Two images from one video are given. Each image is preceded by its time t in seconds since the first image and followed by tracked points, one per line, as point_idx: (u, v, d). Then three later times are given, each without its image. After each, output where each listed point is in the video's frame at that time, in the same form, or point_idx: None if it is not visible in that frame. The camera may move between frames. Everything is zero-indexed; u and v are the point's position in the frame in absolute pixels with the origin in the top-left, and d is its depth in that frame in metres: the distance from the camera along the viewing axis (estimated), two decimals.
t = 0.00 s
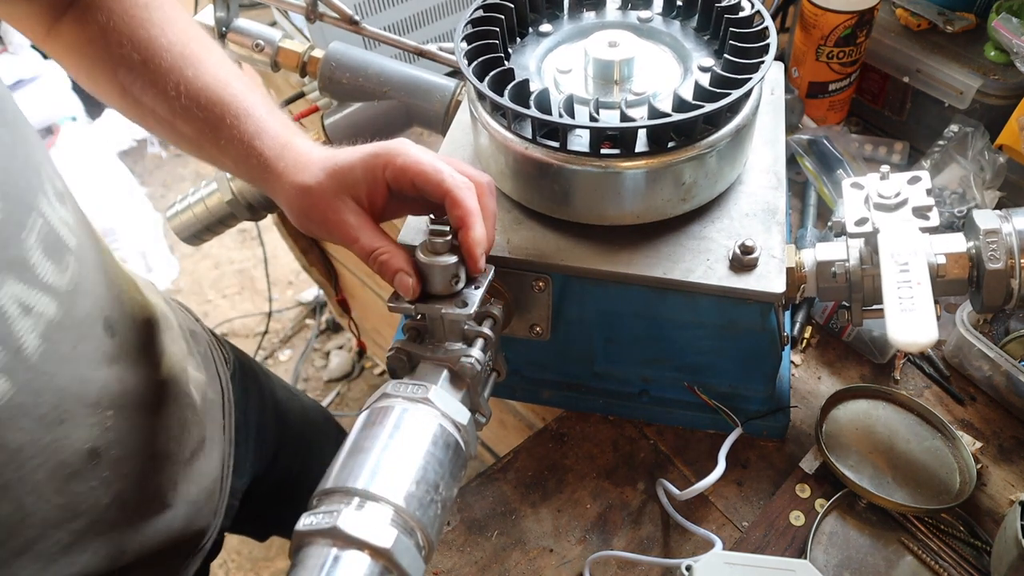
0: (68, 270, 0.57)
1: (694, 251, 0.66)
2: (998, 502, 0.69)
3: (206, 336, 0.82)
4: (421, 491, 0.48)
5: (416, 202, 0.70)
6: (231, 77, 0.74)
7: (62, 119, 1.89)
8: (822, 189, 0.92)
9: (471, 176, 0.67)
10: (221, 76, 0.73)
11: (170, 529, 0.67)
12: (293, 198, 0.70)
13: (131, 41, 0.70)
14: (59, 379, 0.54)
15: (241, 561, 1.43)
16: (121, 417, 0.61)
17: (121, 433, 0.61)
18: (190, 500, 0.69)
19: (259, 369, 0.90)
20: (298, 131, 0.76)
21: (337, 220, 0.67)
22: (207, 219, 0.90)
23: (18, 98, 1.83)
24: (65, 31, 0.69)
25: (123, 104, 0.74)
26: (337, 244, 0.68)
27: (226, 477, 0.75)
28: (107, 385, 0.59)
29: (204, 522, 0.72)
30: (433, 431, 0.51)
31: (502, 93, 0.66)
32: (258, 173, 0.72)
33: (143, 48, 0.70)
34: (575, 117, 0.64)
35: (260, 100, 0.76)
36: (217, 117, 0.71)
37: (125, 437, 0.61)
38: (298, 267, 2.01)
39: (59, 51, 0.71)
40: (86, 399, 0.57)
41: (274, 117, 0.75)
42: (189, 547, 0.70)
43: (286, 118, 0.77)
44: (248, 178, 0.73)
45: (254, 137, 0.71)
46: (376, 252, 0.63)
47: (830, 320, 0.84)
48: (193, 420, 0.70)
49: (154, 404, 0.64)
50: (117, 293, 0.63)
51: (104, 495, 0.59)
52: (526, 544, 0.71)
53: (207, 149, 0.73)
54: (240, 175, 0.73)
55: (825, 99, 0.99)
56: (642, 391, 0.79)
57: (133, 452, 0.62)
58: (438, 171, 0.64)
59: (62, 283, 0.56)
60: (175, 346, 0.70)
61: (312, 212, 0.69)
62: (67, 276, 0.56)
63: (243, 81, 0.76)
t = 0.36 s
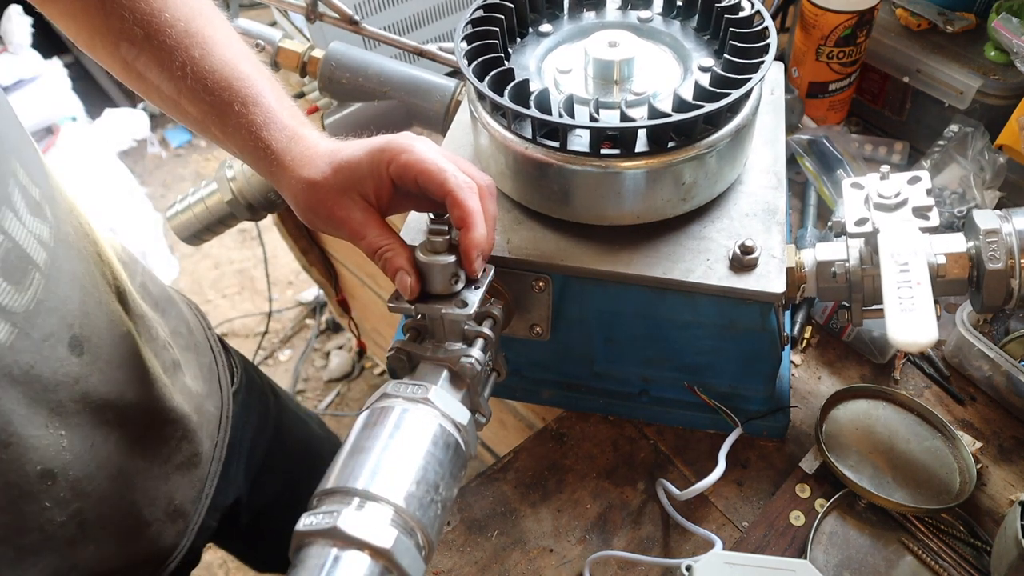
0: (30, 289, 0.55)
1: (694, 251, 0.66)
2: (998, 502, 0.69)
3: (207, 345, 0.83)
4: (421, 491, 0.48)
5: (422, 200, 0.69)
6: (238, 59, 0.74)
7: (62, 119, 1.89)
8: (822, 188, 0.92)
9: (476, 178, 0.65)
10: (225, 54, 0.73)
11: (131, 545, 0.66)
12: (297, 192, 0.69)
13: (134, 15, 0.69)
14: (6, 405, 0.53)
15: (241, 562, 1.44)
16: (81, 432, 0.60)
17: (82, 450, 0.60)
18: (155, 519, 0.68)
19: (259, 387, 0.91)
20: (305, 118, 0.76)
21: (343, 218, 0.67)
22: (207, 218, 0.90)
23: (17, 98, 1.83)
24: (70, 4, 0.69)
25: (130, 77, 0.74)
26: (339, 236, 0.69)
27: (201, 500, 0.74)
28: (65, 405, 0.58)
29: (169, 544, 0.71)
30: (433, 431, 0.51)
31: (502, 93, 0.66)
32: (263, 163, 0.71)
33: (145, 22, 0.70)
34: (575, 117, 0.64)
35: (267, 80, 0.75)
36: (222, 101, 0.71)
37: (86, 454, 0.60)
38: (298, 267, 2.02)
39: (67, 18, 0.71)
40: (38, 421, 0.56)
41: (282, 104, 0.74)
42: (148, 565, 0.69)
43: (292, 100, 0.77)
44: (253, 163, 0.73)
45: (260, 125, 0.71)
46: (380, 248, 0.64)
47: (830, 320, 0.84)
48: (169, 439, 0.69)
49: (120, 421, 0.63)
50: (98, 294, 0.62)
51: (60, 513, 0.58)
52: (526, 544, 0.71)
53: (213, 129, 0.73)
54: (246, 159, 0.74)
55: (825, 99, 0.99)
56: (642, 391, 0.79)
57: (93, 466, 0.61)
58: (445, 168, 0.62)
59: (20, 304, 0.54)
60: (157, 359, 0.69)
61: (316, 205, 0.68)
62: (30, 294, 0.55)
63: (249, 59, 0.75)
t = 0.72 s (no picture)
0: (18, 254, 0.56)
1: (694, 251, 0.66)
2: (998, 502, 0.69)
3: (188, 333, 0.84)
4: (421, 491, 0.48)
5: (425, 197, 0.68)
6: (249, 52, 0.74)
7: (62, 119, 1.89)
8: (822, 188, 0.92)
9: (480, 176, 0.65)
10: (236, 49, 0.73)
11: (110, 525, 0.67)
12: (305, 182, 0.69)
13: (151, 12, 0.70)
14: None
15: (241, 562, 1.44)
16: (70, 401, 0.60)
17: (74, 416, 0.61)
18: (139, 496, 0.70)
19: (235, 410, 0.94)
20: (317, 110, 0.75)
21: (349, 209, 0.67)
22: (207, 218, 0.90)
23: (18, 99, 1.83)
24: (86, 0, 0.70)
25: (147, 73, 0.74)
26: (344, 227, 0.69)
27: (182, 484, 0.76)
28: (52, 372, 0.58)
29: (147, 524, 0.72)
30: (433, 431, 0.51)
31: (502, 93, 0.66)
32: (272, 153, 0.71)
33: (161, 17, 0.70)
34: (575, 117, 0.64)
35: (280, 73, 0.75)
36: (232, 93, 0.71)
37: (71, 425, 0.61)
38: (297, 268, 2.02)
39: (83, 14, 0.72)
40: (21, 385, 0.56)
41: (292, 95, 0.74)
42: (127, 544, 0.71)
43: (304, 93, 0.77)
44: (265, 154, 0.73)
45: (269, 115, 0.71)
46: (382, 242, 0.63)
47: (830, 320, 0.84)
48: (155, 420, 0.71)
49: (110, 392, 0.64)
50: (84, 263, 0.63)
51: (43, 482, 0.59)
52: (526, 544, 0.71)
53: (225, 122, 0.73)
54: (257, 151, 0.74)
55: (825, 99, 0.99)
56: (642, 391, 0.79)
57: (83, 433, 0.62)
58: (450, 166, 0.62)
59: (9, 268, 0.55)
60: (153, 338, 0.72)
61: (325, 195, 0.69)
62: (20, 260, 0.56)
63: (262, 54, 0.75)
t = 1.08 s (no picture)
0: None
1: (694, 251, 0.66)
2: (998, 502, 0.69)
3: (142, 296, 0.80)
4: (421, 491, 0.48)
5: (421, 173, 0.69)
6: (253, 28, 0.73)
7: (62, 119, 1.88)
8: (822, 189, 0.92)
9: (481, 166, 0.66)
10: (241, 25, 0.72)
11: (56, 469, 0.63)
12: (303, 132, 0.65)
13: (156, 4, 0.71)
14: None
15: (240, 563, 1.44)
16: None
17: None
18: (81, 441, 0.65)
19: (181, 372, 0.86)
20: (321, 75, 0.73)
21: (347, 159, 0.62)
22: (206, 218, 0.90)
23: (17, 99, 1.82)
24: (96, 9, 0.72)
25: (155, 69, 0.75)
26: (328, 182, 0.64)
27: (132, 434, 0.71)
28: None
29: (95, 474, 0.67)
30: (433, 431, 0.51)
31: (502, 93, 0.66)
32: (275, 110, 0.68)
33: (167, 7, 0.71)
34: (575, 117, 0.64)
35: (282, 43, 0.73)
36: (239, 62, 0.70)
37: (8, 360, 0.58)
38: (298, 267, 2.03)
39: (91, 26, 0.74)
40: None
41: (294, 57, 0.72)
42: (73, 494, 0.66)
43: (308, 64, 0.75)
44: (269, 117, 0.71)
45: (273, 75, 0.68)
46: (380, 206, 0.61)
47: (830, 320, 0.84)
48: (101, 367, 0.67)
49: (44, 334, 0.61)
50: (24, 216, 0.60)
51: None
52: (526, 544, 0.71)
53: (231, 95, 0.72)
54: (260, 119, 0.72)
55: (825, 99, 0.99)
56: (642, 391, 0.79)
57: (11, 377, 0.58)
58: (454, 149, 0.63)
59: None
60: (104, 294, 0.69)
61: (317, 146, 0.64)
62: None
63: (266, 31, 0.74)
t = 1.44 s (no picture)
0: None
1: (694, 251, 0.66)
2: (998, 502, 0.69)
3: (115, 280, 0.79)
4: (421, 490, 0.48)
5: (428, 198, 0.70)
6: (252, 52, 0.72)
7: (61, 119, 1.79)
8: (822, 188, 0.92)
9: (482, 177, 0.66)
10: (243, 51, 0.71)
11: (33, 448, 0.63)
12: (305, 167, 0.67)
13: (156, 23, 0.69)
14: None
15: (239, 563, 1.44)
16: None
17: None
18: (57, 423, 0.66)
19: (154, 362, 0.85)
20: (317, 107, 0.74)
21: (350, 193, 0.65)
22: (206, 218, 0.90)
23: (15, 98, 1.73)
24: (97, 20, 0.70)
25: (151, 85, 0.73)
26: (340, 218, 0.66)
27: (105, 417, 0.72)
28: None
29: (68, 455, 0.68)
30: (433, 431, 0.51)
31: (502, 93, 0.66)
32: (274, 144, 0.70)
33: (168, 27, 0.69)
34: (575, 117, 0.64)
35: (280, 71, 0.73)
36: (238, 90, 0.69)
37: None
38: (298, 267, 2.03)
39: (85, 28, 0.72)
40: None
41: (290, 90, 0.72)
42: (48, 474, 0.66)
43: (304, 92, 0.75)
44: (262, 149, 0.71)
45: (272, 107, 0.69)
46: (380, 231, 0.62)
47: (830, 320, 0.84)
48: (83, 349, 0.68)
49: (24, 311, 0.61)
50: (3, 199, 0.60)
51: None
52: (526, 544, 0.71)
53: (228, 123, 0.71)
54: (257, 150, 0.72)
55: (825, 99, 0.99)
56: (642, 391, 0.79)
57: None
58: (456, 175, 0.64)
59: None
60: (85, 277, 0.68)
61: (321, 182, 0.66)
62: None
63: (266, 56, 0.74)
